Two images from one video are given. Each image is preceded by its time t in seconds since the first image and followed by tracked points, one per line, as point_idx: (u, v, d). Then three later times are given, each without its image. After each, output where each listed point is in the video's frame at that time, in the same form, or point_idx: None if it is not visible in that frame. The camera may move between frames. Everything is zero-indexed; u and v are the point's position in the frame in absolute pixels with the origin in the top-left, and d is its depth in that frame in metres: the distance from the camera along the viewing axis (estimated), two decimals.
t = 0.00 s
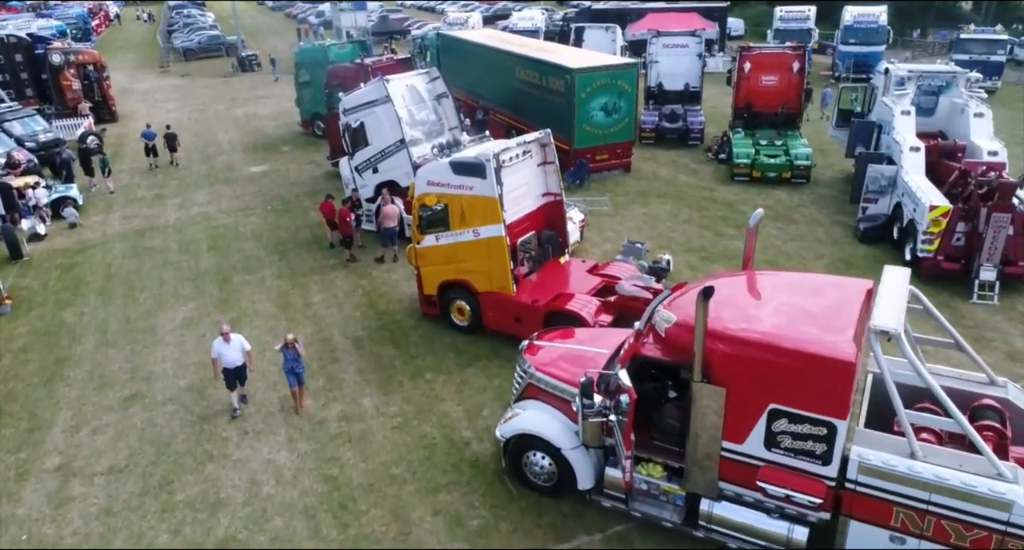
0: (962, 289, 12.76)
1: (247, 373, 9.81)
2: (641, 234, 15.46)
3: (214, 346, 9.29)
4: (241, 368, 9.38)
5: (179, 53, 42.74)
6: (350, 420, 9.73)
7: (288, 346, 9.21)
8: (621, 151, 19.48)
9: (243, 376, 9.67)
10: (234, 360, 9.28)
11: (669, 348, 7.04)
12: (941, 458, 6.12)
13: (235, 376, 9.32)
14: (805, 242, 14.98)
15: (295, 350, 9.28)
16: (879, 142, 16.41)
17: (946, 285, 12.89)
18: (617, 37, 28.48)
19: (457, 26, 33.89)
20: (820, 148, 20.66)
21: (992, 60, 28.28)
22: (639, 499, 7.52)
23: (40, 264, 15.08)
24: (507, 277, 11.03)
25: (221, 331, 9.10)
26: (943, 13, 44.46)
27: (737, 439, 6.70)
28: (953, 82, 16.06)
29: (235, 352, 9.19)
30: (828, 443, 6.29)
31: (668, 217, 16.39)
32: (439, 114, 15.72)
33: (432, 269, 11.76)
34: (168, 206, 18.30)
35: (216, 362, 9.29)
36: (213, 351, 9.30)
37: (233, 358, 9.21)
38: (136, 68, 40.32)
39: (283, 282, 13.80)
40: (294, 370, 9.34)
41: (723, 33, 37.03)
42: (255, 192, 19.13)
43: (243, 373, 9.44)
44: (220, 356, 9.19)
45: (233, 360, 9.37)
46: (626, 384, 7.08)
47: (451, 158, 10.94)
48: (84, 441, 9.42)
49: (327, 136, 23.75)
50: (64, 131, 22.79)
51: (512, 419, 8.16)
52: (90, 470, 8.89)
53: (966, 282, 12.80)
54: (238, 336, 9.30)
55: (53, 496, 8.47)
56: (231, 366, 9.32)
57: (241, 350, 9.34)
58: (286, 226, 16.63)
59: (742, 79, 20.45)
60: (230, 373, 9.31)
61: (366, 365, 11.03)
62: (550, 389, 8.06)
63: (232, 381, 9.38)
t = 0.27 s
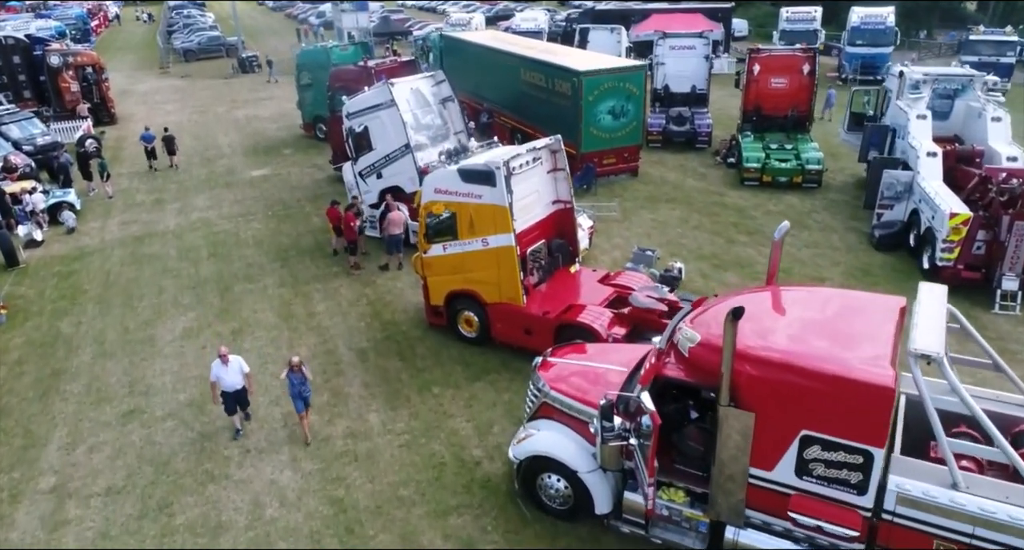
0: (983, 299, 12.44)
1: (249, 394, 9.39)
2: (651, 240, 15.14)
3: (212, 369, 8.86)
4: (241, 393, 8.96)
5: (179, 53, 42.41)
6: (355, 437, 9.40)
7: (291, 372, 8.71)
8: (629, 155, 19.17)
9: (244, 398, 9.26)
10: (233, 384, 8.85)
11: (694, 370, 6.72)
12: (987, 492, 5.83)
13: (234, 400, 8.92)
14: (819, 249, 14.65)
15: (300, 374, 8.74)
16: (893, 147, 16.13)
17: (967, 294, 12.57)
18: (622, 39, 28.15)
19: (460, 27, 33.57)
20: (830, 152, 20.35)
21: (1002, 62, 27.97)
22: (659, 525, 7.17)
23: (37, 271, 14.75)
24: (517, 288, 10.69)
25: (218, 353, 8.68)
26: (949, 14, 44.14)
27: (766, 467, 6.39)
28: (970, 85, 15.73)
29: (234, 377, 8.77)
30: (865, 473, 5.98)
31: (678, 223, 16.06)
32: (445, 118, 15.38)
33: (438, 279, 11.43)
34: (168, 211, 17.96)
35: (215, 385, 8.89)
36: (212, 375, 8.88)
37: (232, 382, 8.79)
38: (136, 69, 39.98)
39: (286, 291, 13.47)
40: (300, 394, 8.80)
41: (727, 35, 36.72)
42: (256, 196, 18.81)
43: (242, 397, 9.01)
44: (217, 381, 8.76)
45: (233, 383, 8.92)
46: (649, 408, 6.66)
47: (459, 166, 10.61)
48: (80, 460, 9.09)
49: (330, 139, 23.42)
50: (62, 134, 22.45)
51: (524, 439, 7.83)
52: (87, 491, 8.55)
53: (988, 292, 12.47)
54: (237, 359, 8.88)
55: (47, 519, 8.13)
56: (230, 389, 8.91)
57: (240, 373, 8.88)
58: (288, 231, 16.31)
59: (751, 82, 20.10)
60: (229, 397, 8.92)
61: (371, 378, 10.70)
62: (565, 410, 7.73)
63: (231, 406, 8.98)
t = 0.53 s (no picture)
0: (1003, 309, 12.14)
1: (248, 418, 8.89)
2: (660, 247, 14.82)
3: (209, 392, 8.34)
4: (240, 418, 8.45)
5: (178, 54, 42.06)
6: (360, 455, 9.07)
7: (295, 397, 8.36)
8: (636, 159, 18.83)
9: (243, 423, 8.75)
10: (231, 409, 8.36)
11: (717, 393, 6.39)
12: None
13: (232, 426, 8.41)
14: (833, 256, 14.32)
15: (305, 400, 8.41)
16: (906, 152, 15.83)
17: (987, 304, 12.27)
18: (627, 40, 27.84)
19: (462, 29, 33.25)
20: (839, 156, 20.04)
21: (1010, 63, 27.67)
22: None
23: (32, 279, 14.41)
24: (526, 300, 10.35)
25: (219, 376, 8.19)
26: (953, 14, 43.81)
27: (796, 497, 6.07)
28: (986, 88, 15.38)
29: (233, 401, 8.29)
30: (902, 504, 5.67)
31: (687, 229, 15.73)
32: (449, 122, 15.05)
33: (445, 289, 11.10)
34: (167, 216, 17.63)
35: (212, 409, 8.37)
36: (208, 399, 8.34)
37: (231, 406, 8.30)
38: (135, 71, 39.64)
39: (287, 300, 13.15)
40: (307, 420, 8.45)
41: (731, 36, 36.42)
42: (257, 201, 18.48)
43: (241, 423, 8.50)
44: (215, 405, 8.25)
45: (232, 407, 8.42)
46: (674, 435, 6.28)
47: (466, 174, 10.29)
48: (75, 480, 8.76)
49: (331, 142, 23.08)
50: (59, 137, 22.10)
51: (538, 461, 7.51)
52: (81, 513, 8.22)
53: (1008, 302, 12.19)
54: (237, 381, 8.41)
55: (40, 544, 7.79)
56: (229, 414, 8.40)
57: (240, 397, 8.40)
58: (289, 238, 15.98)
59: (759, 85, 19.74)
60: (227, 422, 8.41)
61: (376, 393, 10.37)
62: (581, 431, 7.41)
63: (229, 431, 8.47)
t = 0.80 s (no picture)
0: None
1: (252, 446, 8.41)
2: (669, 255, 14.51)
3: (210, 418, 7.88)
4: (240, 447, 7.96)
5: (178, 56, 41.73)
6: (364, 475, 8.75)
7: (297, 426, 7.77)
8: (642, 163, 18.51)
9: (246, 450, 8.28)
10: (231, 437, 7.87)
11: (742, 418, 6.06)
12: None
13: (232, 455, 7.93)
14: (846, 264, 14.00)
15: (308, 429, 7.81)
16: (920, 156, 15.51)
17: (1006, 315, 11.95)
18: (631, 41, 27.53)
19: (465, 30, 32.93)
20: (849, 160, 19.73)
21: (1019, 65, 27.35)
22: None
23: (27, 287, 14.10)
24: (535, 312, 10.03)
25: (218, 402, 7.72)
26: (958, 15, 43.48)
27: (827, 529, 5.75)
28: (1001, 92, 15.07)
29: (233, 429, 7.81)
30: (941, 538, 5.38)
31: (696, 235, 15.41)
32: (454, 126, 14.73)
33: (451, 301, 10.78)
34: (165, 222, 17.30)
35: (212, 437, 7.91)
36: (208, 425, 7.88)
37: (231, 434, 7.82)
38: (134, 72, 39.30)
39: (288, 310, 12.82)
40: (309, 450, 7.88)
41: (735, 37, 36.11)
42: (258, 206, 18.16)
43: (242, 452, 8.02)
44: (215, 432, 7.79)
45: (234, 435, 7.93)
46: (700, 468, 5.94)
47: (473, 182, 9.96)
48: (69, 502, 8.43)
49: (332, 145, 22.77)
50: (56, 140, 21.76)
51: (551, 485, 7.17)
52: (74, 538, 7.88)
53: None
54: (238, 408, 7.94)
55: None
56: (229, 442, 7.92)
57: (241, 424, 7.91)
58: (290, 244, 15.66)
59: (767, 88, 19.46)
60: (228, 451, 7.93)
61: (380, 408, 10.05)
62: (598, 454, 7.09)
63: (229, 460, 7.99)
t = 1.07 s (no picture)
0: None
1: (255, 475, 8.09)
2: (679, 261, 14.19)
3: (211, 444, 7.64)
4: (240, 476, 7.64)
5: (177, 56, 41.37)
6: (370, 495, 8.42)
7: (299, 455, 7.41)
8: (649, 167, 18.20)
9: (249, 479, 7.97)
10: (230, 464, 7.57)
11: (770, 444, 5.74)
12: None
13: (231, 483, 7.63)
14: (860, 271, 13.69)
15: (310, 459, 7.44)
16: (934, 160, 15.21)
17: None
18: (636, 42, 27.25)
19: (467, 31, 32.60)
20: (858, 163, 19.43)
21: None
22: None
23: (22, 295, 13.78)
24: (545, 324, 9.71)
25: (217, 428, 7.45)
26: (963, 16, 43.14)
27: None
28: (1018, 95, 14.77)
29: (233, 456, 7.52)
30: None
31: (706, 241, 15.09)
32: (458, 130, 14.40)
33: (457, 311, 10.46)
34: (164, 227, 16.96)
35: (212, 463, 7.64)
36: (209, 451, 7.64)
37: (230, 462, 7.52)
38: (133, 72, 38.94)
39: (289, 319, 12.50)
40: (311, 483, 7.48)
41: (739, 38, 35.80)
42: (258, 210, 17.83)
43: (243, 480, 7.70)
44: (214, 457, 7.54)
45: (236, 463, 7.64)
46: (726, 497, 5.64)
47: (480, 190, 9.62)
48: (62, 524, 8.11)
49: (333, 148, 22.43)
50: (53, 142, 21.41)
51: (566, 510, 6.86)
52: None
53: None
54: (239, 434, 7.64)
55: None
56: (228, 470, 7.60)
57: (241, 452, 7.61)
58: (291, 250, 15.33)
59: (776, 89, 19.15)
60: (228, 479, 7.63)
61: (385, 423, 9.73)
62: (614, 479, 6.76)
63: (229, 489, 7.68)
